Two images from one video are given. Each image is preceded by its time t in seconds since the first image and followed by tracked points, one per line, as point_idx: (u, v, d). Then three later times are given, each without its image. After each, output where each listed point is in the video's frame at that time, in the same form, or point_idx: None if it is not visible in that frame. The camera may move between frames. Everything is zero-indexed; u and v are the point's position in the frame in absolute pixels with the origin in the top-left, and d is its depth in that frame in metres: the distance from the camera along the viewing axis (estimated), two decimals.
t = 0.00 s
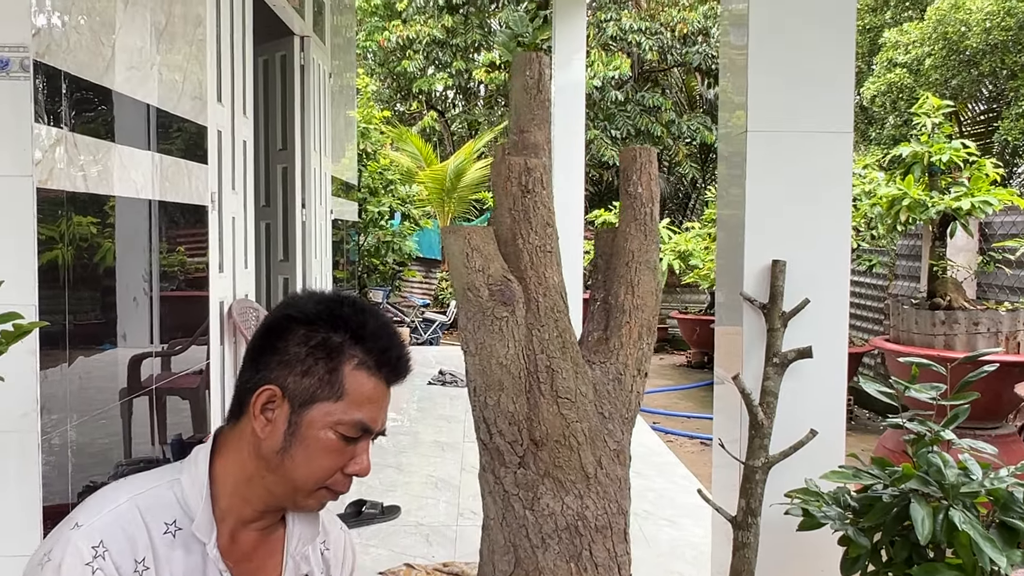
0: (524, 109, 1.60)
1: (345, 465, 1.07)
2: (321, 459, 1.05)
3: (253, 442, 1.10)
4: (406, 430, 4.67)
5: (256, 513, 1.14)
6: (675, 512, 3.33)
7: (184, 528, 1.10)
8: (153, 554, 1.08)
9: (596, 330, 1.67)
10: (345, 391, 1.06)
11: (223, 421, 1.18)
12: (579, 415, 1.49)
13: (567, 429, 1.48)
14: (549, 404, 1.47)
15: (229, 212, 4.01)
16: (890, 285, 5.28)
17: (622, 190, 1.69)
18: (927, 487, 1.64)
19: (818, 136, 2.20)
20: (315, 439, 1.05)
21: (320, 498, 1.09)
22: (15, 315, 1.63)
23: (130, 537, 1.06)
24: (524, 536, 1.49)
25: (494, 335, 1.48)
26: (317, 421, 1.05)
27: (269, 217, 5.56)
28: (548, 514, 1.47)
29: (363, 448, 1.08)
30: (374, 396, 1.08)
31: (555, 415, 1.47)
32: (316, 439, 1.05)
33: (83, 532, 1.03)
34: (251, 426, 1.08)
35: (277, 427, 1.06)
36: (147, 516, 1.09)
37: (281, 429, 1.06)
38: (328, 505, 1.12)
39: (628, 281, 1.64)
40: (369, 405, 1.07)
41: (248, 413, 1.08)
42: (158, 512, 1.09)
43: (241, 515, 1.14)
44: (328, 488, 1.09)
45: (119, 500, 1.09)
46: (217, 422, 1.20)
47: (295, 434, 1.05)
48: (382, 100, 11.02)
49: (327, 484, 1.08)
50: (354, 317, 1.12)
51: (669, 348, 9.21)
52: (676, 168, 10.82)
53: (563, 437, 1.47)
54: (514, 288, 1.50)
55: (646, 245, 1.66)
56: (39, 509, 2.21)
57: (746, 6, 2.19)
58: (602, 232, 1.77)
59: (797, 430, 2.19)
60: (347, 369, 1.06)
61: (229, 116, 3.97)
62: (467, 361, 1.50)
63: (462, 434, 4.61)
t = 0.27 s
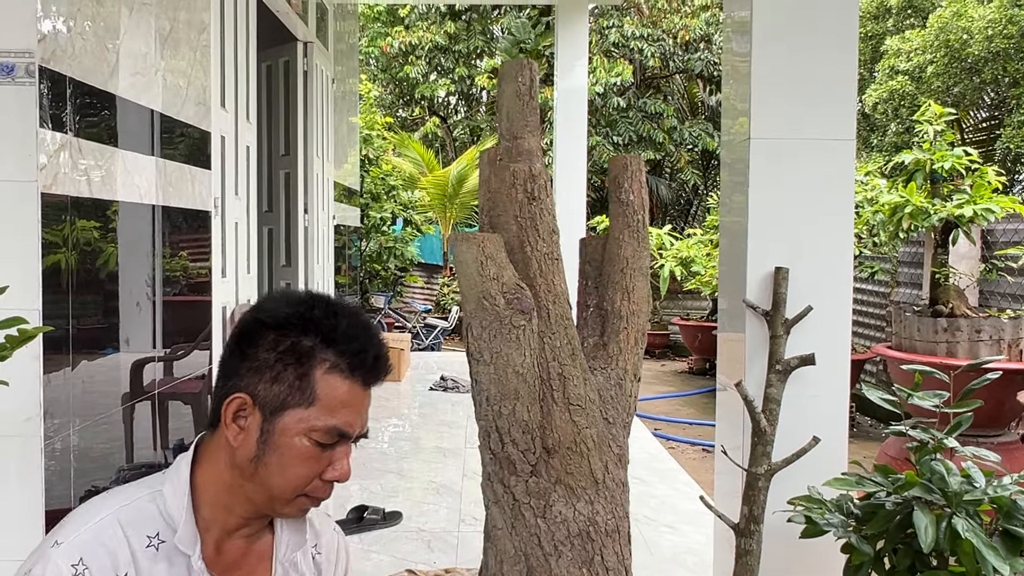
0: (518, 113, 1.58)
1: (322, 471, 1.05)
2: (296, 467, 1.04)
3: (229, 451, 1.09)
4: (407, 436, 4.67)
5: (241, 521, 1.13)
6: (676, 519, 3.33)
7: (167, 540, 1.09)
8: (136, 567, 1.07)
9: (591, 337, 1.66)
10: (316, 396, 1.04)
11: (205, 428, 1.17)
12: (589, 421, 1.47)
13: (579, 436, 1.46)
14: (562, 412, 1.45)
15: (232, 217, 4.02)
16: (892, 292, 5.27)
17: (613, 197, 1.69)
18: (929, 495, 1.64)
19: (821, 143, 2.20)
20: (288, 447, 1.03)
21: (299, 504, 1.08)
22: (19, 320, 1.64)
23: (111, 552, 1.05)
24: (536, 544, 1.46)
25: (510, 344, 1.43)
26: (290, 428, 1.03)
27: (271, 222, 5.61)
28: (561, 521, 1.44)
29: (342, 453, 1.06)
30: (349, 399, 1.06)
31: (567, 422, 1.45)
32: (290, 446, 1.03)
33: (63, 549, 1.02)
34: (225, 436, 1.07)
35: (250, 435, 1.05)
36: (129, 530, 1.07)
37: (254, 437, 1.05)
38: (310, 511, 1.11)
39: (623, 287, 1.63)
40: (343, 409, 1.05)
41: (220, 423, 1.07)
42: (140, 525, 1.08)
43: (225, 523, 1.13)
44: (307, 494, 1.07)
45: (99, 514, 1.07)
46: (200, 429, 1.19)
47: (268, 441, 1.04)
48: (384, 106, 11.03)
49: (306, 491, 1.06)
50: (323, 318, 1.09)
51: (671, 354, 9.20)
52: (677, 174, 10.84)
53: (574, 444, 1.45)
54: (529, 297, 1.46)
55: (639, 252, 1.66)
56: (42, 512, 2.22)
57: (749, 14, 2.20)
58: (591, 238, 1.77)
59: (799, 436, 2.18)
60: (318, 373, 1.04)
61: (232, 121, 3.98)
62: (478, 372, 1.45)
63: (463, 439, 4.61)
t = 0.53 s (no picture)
0: (507, 116, 1.58)
1: (288, 474, 1.02)
2: (258, 472, 1.02)
3: (200, 461, 1.08)
4: (408, 439, 4.67)
5: (228, 528, 1.13)
6: (676, 523, 3.33)
7: (157, 548, 1.07)
8: None
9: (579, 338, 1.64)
10: (264, 398, 1.02)
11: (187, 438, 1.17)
12: (593, 422, 1.45)
13: (585, 438, 1.43)
14: (570, 414, 1.42)
15: (234, 220, 4.02)
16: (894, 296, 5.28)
17: (598, 201, 1.69)
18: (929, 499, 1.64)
19: (821, 147, 2.21)
20: (247, 452, 1.02)
21: (274, 509, 1.05)
22: (22, 322, 1.65)
23: (99, 562, 1.03)
24: (543, 548, 1.41)
25: (523, 347, 1.41)
26: (246, 432, 1.02)
27: (273, 224, 5.62)
28: (568, 523, 1.40)
29: (307, 452, 1.03)
30: (304, 396, 1.03)
31: (574, 424, 1.42)
32: (248, 451, 1.02)
33: (49, 561, 1.00)
34: (191, 446, 1.07)
35: (211, 443, 1.05)
36: (116, 539, 1.05)
37: (214, 445, 1.04)
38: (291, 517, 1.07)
39: (612, 289, 1.63)
40: (298, 407, 1.02)
41: (184, 434, 1.07)
42: (128, 535, 1.06)
43: (213, 531, 1.12)
44: (280, 498, 1.04)
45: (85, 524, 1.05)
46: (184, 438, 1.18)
47: (228, 447, 1.03)
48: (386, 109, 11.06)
49: (276, 496, 1.03)
50: (262, 316, 1.07)
51: (672, 358, 9.21)
52: (679, 178, 10.85)
53: (580, 446, 1.42)
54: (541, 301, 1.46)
55: (625, 254, 1.67)
56: (44, 514, 2.22)
57: (751, 19, 2.20)
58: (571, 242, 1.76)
59: (799, 440, 2.19)
60: (263, 372, 1.02)
61: (234, 124, 3.99)
62: (490, 376, 1.41)
63: (463, 442, 4.61)
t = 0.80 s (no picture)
0: (494, 116, 1.48)
1: (256, 471, 1.01)
2: (223, 473, 1.02)
3: (174, 467, 1.09)
4: (409, 440, 4.68)
5: (214, 530, 1.13)
6: (676, 523, 3.33)
7: (143, 554, 1.08)
8: None
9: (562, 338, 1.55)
10: (218, 397, 1.02)
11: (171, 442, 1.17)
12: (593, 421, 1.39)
13: (586, 437, 1.37)
14: (573, 414, 1.35)
15: (234, 221, 4.03)
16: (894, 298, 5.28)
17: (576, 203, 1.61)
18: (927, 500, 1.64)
19: (820, 150, 2.21)
20: (210, 453, 1.01)
21: (251, 508, 1.04)
22: (22, 321, 1.65)
23: (85, 569, 1.04)
24: (548, 548, 1.32)
25: (534, 349, 1.32)
26: (206, 436, 1.02)
27: (273, 225, 5.62)
28: (573, 521, 1.33)
29: (271, 447, 1.02)
30: (257, 391, 1.02)
31: (577, 424, 1.36)
32: (210, 454, 1.02)
33: (35, 568, 1.01)
34: (161, 453, 1.07)
35: (177, 449, 1.05)
36: (102, 545, 1.06)
37: (180, 451, 1.04)
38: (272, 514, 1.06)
39: (596, 289, 1.56)
40: (253, 402, 1.02)
41: (154, 443, 1.08)
42: (114, 540, 1.07)
43: (200, 534, 1.12)
44: (253, 496, 1.03)
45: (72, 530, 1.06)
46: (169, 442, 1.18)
47: (193, 450, 1.03)
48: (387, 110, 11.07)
49: (247, 496, 1.03)
50: (206, 314, 1.05)
51: (672, 359, 9.22)
52: (679, 179, 10.85)
53: (582, 445, 1.36)
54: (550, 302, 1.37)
55: (605, 254, 1.61)
56: (44, 514, 2.23)
57: (750, 21, 2.21)
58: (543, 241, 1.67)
59: (798, 441, 2.19)
60: (212, 372, 1.02)
61: (235, 125, 3.99)
62: (499, 379, 1.32)
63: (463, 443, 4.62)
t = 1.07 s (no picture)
0: (481, 109, 1.51)
1: (230, 468, 1.02)
2: (197, 471, 1.02)
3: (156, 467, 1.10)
4: (408, 439, 4.68)
5: (202, 529, 1.13)
6: (674, 523, 3.33)
7: (133, 553, 1.08)
8: None
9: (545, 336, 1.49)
10: (188, 395, 1.02)
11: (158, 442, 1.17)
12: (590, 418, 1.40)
13: (586, 433, 1.38)
14: (576, 410, 1.36)
15: (234, 219, 4.03)
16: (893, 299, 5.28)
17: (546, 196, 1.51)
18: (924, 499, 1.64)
19: (820, 149, 2.21)
20: (184, 453, 1.02)
21: (229, 506, 1.04)
22: (22, 319, 1.66)
23: (76, 569, 1.04)
24: (552, 545, 1.32)
25: (547, 346, 1.30)
26: (179, 435, 1.02)
27: (273, 224, 5.62)
28: (575, 517, 1.33)
29: (244, 444, 1.02)
30: (225, 388, 1.02)
31: (579, 419, 1.36)
32: (185, 453, 1.02)
33: (25, 569, 1.01)
34: (140, 455, 1.08)
35: (153, 450, 1.06)
36: (92, 545, 1.06)
37: (156, 452, 1.05)
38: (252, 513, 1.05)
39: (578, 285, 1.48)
40: (222, 399, 1.02)
41: (133, 446, 1.09)
42: (104, 540, 1.07)
43: (187, 532, 1.13)
44: (230, 494, 1.03)
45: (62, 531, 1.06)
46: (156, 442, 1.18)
47: (169, 451, 1.04)
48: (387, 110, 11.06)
49: (224, 493, 1.03)
50: (169, 315, 1.05)
51: (671, 359, 9.22)
52: (679, 179, 10.85)
53: (582, 440, 1.37)
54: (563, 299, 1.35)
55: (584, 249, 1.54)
56: (43, 511, 2.23)
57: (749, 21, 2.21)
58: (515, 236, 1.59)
59: (796, 440, 2.20)
60: (179, 371, 1.03)
61: (235, 124, 4.00)
62: (511, 377, 1.30)
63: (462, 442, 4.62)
